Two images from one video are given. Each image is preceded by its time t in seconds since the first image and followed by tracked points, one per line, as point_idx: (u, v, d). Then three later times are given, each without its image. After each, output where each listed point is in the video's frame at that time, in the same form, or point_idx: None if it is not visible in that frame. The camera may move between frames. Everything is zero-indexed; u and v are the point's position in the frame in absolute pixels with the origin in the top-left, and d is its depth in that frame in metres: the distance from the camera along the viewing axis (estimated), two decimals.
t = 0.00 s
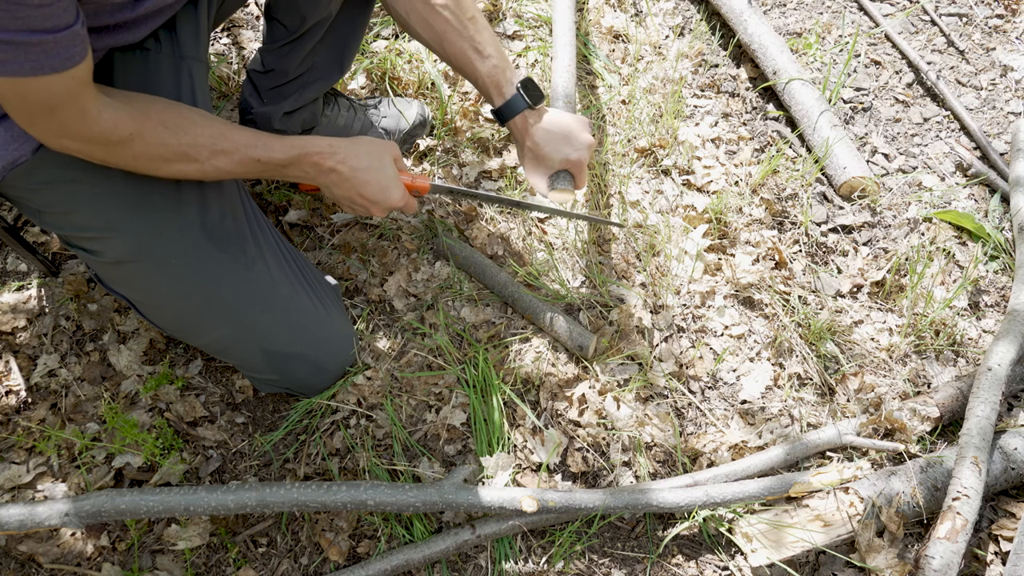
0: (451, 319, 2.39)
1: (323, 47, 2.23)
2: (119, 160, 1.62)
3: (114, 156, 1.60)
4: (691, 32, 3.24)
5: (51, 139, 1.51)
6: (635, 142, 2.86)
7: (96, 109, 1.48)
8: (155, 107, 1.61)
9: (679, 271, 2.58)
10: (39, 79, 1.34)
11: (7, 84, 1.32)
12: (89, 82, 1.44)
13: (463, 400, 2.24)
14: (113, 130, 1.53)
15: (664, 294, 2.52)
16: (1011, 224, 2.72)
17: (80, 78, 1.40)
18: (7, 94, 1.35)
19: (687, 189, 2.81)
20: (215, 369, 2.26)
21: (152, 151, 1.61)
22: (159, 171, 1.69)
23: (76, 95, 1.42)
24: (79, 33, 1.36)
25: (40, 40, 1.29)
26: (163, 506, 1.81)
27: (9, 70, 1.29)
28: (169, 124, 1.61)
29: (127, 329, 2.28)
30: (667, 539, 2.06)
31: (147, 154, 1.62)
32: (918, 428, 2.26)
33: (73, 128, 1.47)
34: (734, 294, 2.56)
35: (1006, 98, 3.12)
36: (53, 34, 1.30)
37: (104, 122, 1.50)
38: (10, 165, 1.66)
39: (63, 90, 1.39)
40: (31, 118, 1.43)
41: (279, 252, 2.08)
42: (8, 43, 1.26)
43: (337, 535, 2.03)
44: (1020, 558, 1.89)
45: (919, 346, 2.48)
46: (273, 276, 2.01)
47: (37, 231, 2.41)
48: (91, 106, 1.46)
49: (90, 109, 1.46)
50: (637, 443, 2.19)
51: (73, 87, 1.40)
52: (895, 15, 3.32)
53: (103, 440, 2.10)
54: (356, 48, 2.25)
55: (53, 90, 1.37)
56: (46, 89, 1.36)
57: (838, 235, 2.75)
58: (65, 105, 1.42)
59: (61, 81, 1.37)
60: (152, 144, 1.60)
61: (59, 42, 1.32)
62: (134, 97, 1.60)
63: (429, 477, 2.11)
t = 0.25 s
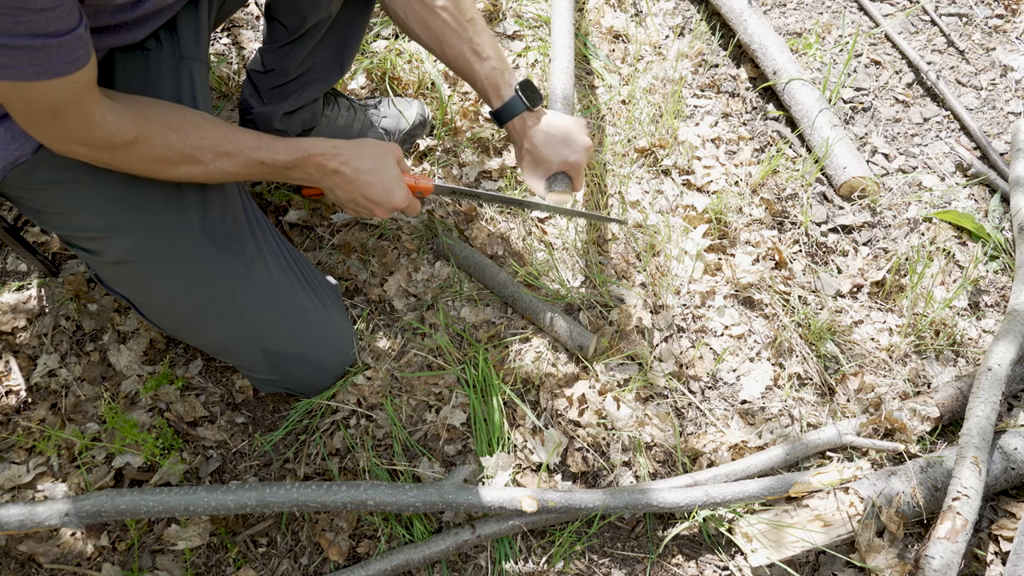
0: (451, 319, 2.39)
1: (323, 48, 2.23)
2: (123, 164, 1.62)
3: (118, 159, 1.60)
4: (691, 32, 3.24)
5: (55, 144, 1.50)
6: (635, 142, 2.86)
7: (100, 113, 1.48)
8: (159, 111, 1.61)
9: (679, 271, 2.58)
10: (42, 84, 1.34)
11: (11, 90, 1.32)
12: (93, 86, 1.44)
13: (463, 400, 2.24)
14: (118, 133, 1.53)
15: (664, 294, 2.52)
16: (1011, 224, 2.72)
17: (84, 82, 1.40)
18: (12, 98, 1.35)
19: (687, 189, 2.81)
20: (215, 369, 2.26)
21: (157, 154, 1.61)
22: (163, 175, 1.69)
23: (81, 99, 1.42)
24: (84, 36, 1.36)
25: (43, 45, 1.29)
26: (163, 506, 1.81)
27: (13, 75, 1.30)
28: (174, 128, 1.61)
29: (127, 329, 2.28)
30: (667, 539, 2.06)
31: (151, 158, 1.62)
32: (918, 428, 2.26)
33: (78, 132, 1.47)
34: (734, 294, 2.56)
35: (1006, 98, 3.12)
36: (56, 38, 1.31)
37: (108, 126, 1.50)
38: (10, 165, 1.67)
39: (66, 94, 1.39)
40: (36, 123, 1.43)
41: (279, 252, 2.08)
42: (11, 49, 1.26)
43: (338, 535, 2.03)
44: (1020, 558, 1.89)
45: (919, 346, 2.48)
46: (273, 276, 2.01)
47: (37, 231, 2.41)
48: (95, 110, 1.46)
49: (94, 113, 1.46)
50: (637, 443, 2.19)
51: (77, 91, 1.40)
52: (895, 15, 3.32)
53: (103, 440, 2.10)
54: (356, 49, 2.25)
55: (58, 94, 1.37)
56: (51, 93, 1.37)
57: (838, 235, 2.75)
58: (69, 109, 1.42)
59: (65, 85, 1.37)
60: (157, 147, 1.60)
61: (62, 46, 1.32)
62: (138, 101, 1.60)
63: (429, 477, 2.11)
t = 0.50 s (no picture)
0: (451, 319, 2.39)
1: (322, 47, 2.23)
2: (219, 175, 1.63)
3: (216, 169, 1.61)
4: (691, 32, 3.24)
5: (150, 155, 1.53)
6: (635, 142, 2.86)
7: (193, 122, 1.49)
8: (250, 123, 1.63)
9: (679, 271, 2.58)
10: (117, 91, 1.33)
11: (95, 100, 1.34)
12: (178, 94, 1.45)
13: (463, 400, 2.24)
14: (210, 143, 1.54)
15: (664, 294, 2.52)
16: (1011, 224, 2.72)
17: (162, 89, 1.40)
18: (103, 109, 1.37)
19: (687, 189, 2.81)
20: (215, 369, 2.26)
21: (252, 162, 1.63)
22: (264, 185, 1.69)
23: (168, 106, 1.43)
24: (139, 29, 1.30)
25: (91, 47, 1.25)
26: (163, 506, 1.81)
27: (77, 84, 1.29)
28: (267, 138, 1.63)
29: (127, 329, 2.28)
30: (666, 539, 2.06)
31: (246, 167, 1.63)
32: (918, 428, 2.26)
33: (173, 142, 1.49)
34: (734, 294, 2.56)
35: (1006, 98, 3.12)
36: (103, 37, 1.25)
37: (202, 135, 1.52)
38: (10, 165, 1.64)
39: (155, 103, 1.40)
40: (132, 135, 1.45)
41: (280, 253, 2.08)
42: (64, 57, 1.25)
43: (337, 535, 2.03)
44: (1020, 558, 1.89)
45: (919, 346, 2.48)
46: (273, 277, 2.01)
47: (36, 231, 2.41)
48: (188, 117, 1.48)
49: (189, 120, 1.48)
50: (637, 443, 2.19)
51: (166, 98, 1.41)
52: (895, 15, 3.32)
53: (103, 440, 2.10)
54: (356, 49, 2.26)
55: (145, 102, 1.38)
56: (138, 102, 1.37)
57: (838, 235, 2.75)
58: (160, 119, 1.43)
59: (151, 93, 1.38)
60: (251, 155, 1.61)
61: (113, 43, 1.27)
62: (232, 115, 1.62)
63: (429, 477, 2.11)
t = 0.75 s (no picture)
0: (451, 320, 2.39)
1: (323, 49, 2.23)
2: (94, 167, 1.61)
3: (88, 162, 1.59)
4: (691, 32, 3.24)
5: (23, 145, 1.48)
6: (635, 142, 2.86)
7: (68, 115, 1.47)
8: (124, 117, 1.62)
9: (678, 271, 2.58)
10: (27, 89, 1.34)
11: None
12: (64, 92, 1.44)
13: (463, 400, 2.24)
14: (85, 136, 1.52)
15: (664, 294, 2.52)
16: (1011, 224, 2.72)
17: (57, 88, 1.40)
18: None
19: (687, 189, 2.81)
20: (215, 369, 2.26)
21: (121, 156, 1.61)
22: (124, 177, 1.67)
23: (52, 103, 1.41)
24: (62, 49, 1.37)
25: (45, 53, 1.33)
26: (163, 506, 1.81)
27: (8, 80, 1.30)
28: (138, 132, 1.62)
29: (127, 329, 2.28)
30: (667, 539, 2.06)
31: (115, 160, 1.61)
32: (918, 428, 2.26)
33: (42, 134, 1.45)
34: (734, 294, 2.56)
35: (1006, 98, 3.12)
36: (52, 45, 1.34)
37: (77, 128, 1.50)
38: (9, 165, 1.68)
39: (41, 99, 1.38)
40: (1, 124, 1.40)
41: (278, 253, 2.08)
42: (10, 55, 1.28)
43: (338, 535, 2.03)
44: (1020, 558, 1.89)
45: (919, 346, 2.48)
46: (272, 277, 2.01)
47: (36, 231, 2.41)
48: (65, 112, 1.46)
49: (64, 115, 1.46)
50: (637, 443, 2.19)
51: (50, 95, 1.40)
52: (895, 15, 3.32)
53: (103, 440, 2.10)
54: (357, 50, 2.25)
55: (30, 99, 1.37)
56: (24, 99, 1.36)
57: (838, 235, 2.75)
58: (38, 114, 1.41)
59: (40, 92, 1.37)
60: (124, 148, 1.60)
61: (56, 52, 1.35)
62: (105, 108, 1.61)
63: (429, 477, 2.11)
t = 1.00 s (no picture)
0: (451, 319, 2.39)
1: (323, 48, 2.23)
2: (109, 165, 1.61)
3: (101, 161, 1.58)
4: (691, 32, 3.24)
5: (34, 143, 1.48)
6: (635, 142, 2.86)
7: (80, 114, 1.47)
8: (139, 116, 1.61)
9: (678, 271, 2.58)
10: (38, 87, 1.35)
11: None
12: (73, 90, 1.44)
13: (463, 400, 2.24)
14: (97, 135, 1.52)
15: (664, 294, 2.52)
16: (1011, 223, 2.72)
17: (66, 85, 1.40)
18: None
19: (687, 189, 2.81)
20: (215, 369, 2.26)
21: (135, 155, 1.60)
22: (138, 177, 1.67)
23: (62, 100, 1.41)
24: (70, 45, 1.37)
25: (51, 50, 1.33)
26: (163, 506, 1.81)
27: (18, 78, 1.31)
28: (153, 132, 1.61)
29: (127, 329, 2.28)
30: (667, 539, 2.06)
31: (129, 161, 1.61)
32: (918, 428, 2.26)
33: (54, 131, 1.45)
34: (734, 294, 2.56)
35: (1006, 98, 3.12)
36: (58, 42, 1.34)
37: (89, 126, 1.49)
38: (10, 165, 1.67)
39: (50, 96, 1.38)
40: (11, 122, 1.40)
41: (280, 254, 2.07)
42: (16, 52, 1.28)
43: (337, 535, 2.03)
44: (1020, 558, 1.89)
45: (919, 346, 2.48)
46: (274, 277, 2.00)
47: (37, 231, 2.41)
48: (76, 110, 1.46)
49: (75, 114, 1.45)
50: (637, 443, 2.19)
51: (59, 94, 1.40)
52: (895, 15, 3.32)
53: (103, 440, 2.10)
54: (357, 50, 2.26)
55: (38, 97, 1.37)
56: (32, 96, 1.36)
57: (838, 235, 2.75)
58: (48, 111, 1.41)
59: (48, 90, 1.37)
60: (137, 146, 1.59)
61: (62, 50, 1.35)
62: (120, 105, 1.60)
63: (429, 477, 2.11)
